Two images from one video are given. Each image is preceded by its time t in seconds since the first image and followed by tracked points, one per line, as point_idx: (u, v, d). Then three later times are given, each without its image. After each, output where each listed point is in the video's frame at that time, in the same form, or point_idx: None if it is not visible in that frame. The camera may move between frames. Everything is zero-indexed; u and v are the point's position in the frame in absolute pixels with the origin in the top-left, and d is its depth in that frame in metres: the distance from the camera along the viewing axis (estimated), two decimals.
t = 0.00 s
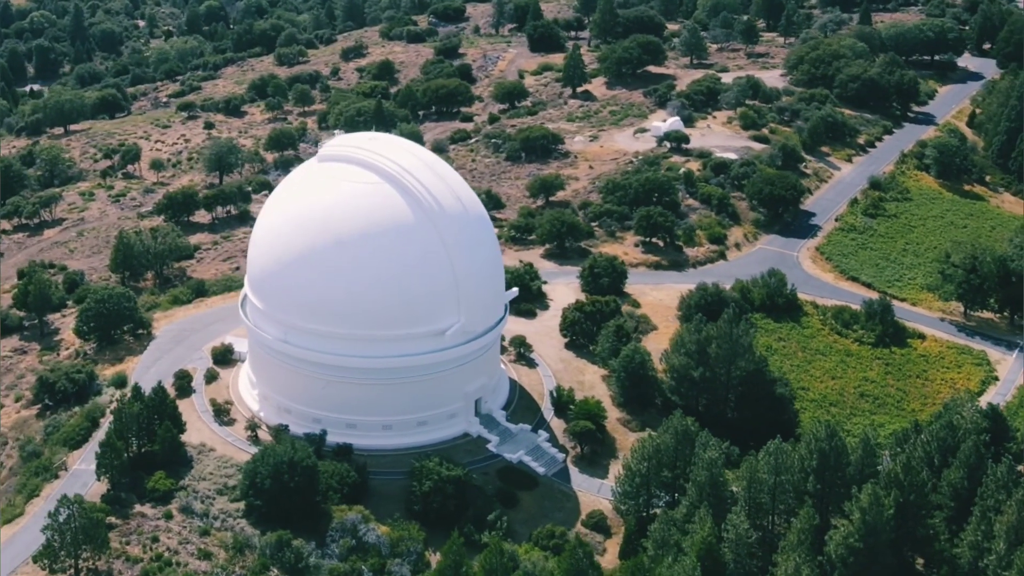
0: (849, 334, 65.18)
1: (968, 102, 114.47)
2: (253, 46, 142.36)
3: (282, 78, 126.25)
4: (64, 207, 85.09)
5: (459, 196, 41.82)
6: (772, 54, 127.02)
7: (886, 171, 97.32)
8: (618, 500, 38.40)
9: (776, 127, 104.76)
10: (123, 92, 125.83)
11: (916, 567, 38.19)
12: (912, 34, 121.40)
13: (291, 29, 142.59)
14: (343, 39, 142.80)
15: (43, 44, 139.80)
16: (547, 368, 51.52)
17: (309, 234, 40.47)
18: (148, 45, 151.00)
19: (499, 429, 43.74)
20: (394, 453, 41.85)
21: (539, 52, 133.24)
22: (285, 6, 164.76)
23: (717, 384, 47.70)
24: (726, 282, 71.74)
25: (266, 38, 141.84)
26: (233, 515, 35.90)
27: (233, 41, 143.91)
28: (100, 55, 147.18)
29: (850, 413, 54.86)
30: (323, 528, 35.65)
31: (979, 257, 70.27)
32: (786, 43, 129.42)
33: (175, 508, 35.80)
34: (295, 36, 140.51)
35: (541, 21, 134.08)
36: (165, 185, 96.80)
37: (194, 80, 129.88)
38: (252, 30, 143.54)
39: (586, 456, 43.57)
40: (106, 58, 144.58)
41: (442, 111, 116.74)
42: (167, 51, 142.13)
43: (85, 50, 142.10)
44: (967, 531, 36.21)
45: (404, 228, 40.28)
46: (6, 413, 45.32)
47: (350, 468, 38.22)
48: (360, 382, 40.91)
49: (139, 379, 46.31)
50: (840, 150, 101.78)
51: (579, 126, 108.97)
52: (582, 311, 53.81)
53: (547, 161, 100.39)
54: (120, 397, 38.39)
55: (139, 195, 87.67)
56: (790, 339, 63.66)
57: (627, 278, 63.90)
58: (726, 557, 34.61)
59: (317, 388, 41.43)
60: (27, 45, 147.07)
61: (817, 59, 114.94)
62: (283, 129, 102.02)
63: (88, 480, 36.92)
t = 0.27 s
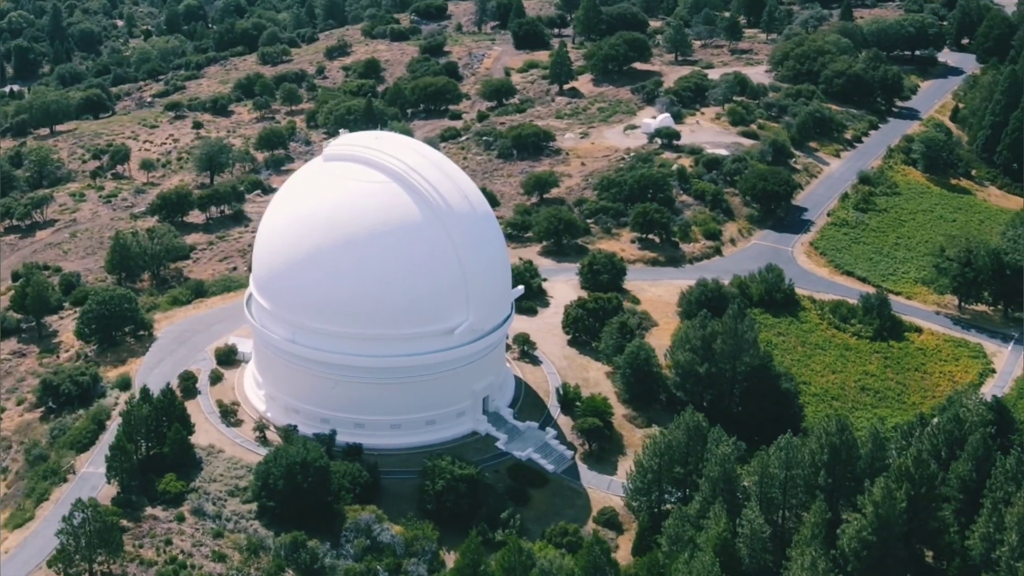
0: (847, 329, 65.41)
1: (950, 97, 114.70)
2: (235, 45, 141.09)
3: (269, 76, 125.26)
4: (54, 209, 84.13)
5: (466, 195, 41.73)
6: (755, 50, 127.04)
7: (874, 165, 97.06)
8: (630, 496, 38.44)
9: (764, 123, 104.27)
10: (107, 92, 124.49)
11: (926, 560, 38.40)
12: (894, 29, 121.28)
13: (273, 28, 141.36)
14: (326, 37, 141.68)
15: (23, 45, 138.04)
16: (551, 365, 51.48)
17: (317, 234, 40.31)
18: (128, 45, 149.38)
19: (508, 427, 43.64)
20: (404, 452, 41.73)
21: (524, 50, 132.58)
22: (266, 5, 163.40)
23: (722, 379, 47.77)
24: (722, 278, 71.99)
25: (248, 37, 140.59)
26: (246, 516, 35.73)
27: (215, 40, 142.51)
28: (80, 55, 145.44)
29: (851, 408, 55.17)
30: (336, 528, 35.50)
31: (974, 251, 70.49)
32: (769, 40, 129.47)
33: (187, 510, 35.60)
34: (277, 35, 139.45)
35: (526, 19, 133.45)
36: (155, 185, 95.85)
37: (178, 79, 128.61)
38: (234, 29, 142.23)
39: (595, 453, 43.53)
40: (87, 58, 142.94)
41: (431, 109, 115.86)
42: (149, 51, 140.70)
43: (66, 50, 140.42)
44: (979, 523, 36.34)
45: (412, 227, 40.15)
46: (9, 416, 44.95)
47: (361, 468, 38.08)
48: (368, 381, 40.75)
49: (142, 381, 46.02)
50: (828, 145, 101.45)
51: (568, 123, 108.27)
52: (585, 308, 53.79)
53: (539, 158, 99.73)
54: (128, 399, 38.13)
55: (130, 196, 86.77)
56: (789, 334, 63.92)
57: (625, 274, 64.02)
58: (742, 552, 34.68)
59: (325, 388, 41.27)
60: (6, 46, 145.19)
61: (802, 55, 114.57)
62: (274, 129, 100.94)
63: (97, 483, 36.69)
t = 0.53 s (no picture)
0: (845, 323, 65.63)
1: (933, 92, 115.32)
2: (218, 44, 140.06)
3: (255, 75, 124.46)
4: (45, 211, 83.29)
5: (473, 193, 41.65)
6: (739, 47, 127.29)
7: (863, 160, 97.35)
8: (642, 493, 38.51)
9: (753, 119, 104.24)
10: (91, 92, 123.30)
11: (936, 552, 38.67)
12: (876, 25, 121.70)
13: (255, 27, 140.44)
14: (308, 36, 140.86)
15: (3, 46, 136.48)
16: (556, 362, 51.46)
17: (325, 234, 40.12)
18: (108, 45, 147.91)
19: (516, 425, 43.60)
20: (413, 451, 41.64)
21: (509, 48, 132.26)
22: (247, 4, 162.29)
23: (727, 375, 47.81)
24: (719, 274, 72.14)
25: (230, 36, 139.63)
26: (259, 517, 35.58)
27: (196, 39, 141.35)
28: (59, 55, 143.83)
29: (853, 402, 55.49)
30: (349, 528, 35.36)
31: (969, 244, 70.75)
32: (753, 36, 129.64)
33: (200, 512, 35.41)
34: (260, 34, 138.58)
35: (511, 17, 133.17)
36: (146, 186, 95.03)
37: (163, 79, 127.52)
38: (216, 29, 141.22)
39: (603, 450, 43.55)
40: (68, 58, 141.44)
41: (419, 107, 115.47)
42: (132, 50, 139.43)
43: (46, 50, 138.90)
44: (990, 515, 36.55)
45: (420, 226, 40.03)
46: (12, 419, 44.56)
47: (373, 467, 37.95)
48: (377, 380, 40.59)
49: (146, 382, 45.73)
50: (817, 141, 101.74)
51: (557, 120, 107.98)
52: (588, 305, 53.77)
53: (530, 155, 99.33)
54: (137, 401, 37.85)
55: (121, 196, 85.99)
56: (788, 329, 64.13)
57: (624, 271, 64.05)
58: (757, 547, 34.79)
59: (334, 388, 41.10)
60: None
61: (788, 52, 114.78)
62: (264, 128, 100.40)
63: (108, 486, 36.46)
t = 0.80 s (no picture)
0: (844, 320, 65.84)
1: (917, 90, 115.87)
2: (201, 45, 139.22)
3: (243, 76, 123.79)
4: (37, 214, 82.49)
5: (480, 193, 41.56)
6: (724, 45, 127.50)
7: (853, 157, 97.52)
8: (653, 491, 38.56)
9: (743, 118, 104.33)
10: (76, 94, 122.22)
11: (946, 548, 38.82)
12: (860, 23, 122.13)
13: (239, 27, 139.69)
14: (293, 37, 140.19)
15: None
16: (560, 361, 51.46)
17: (333, 235, 39.95)
18: (90, 46, 146.64)
19: (524, 424, 43.57)
20: (423, 452, 41.56)
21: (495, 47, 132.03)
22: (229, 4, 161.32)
23: (733, 373, 47.85)
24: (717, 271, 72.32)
25: (214, 37, 138.83)
26: (272, 520, 35.43)
27: (180, 40, 140.38)
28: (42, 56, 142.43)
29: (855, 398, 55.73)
30: (363, 530, 35.24)
31: (964, 240, 70.97)
32: (737, 35, 129.96)
33: (212, 516, 35.25)
34: (244, 35, 137.79)
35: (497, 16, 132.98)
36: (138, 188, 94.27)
37: (149, 80, 126.61)
38: (200, 30, 140.35)
39: (611, 449, 43.56)
40: (51, 60, 140.09)
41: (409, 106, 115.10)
42: (115, 51, 138.26)
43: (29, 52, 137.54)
44: (1000, 510, 36.70)
45: (428, 226, 39.92)
46: (17, 424, 44.24)
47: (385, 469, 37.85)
48: (387, 382, 40.45)
49: (152, 386, 45.48)
50: (806, 138, 101.90)
51: (548, 119, 107.74)
52: (591, 304, 53.77)
53: (523, 154, 98.95)
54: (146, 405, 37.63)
55: (113, 198, 85.27)
56: (788, 326, 64.34)
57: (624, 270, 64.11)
58: (771, 544, 34.86)
59: (343, 390, 40.96)
60: None
61: (774, 50, 115.09)
62: (256, 129, 99.91)
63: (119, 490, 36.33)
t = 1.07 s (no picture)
0: (843, 315, 66.11)
1: (899, 86, 116.50)
2: (183, 45, 138.35)
3: (229, 76, 123.08)
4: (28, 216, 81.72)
5: (488, 192, 41.48)
6: (708, 42, 127.74)
7: (842, 153, 97.91)
8: (666, 488, 38.62)
9: (731, 115, 104.59)
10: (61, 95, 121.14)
11: (956, 541, 38.99)
12: (842, 20, 122.75)
13: (222, 28, 138.90)
14: (275, 36, 139.49)
15: None
16: (565, 359, 51.48)
17: (343, 235, 39.78)
18: (71, 47, 145.38)
19: (533, 422, 43.55)
20: (434, 451, 41.46)
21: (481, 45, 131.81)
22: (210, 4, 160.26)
23: (738, 369, 47.96)
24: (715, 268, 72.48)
25: (197, 37, 137.97)
26: (287, 522, 35.27)
27: (161, 40, 139.49)
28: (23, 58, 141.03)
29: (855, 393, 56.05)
30: (379, 531, 35.10)
31: (958, 235, 71.32)
32: (720, 33, 130.37)
33: (227, 518, 35.09)
34: (227, 35, 136.99)
35: (481, 15, 132.82)
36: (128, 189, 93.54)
37: (134, 80, 125.69)
38: (182, 30, 139.49)
39: (620, 446, 43.60)
40: (33, 61, 138.75)
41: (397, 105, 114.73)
42: (97, 51, 137.07)
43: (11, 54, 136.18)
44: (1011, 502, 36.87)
45: (438, 226, 39.80)
46: (22, 428, 43.86)
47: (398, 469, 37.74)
48: (398, 382, 40.29)
49: (158, 387, 45.20)
50: (794, 135, 102.21)
51: (537, 117, 107.64)
52: (594, 302, 53.82)
53: (514, 153, 98.76)
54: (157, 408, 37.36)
55: (104, 200, 84.57)
56: (787, 322, 64.60)
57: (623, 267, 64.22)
58: (787, 539, 34.97)
59: (354, 390, 40.79)
60: None
61: (761, 48, 115.47)
62: (247, 129, 99.37)
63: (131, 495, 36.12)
